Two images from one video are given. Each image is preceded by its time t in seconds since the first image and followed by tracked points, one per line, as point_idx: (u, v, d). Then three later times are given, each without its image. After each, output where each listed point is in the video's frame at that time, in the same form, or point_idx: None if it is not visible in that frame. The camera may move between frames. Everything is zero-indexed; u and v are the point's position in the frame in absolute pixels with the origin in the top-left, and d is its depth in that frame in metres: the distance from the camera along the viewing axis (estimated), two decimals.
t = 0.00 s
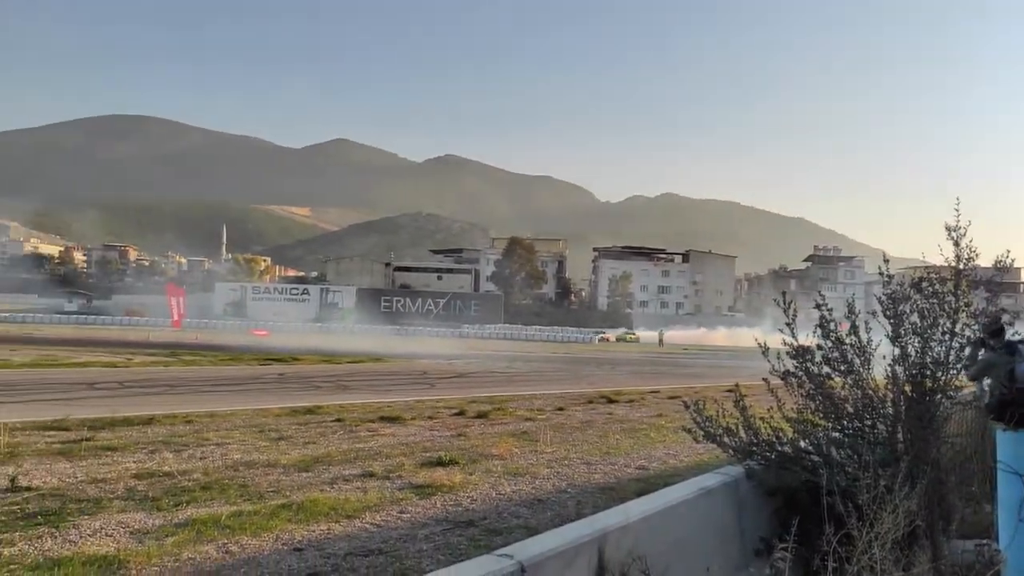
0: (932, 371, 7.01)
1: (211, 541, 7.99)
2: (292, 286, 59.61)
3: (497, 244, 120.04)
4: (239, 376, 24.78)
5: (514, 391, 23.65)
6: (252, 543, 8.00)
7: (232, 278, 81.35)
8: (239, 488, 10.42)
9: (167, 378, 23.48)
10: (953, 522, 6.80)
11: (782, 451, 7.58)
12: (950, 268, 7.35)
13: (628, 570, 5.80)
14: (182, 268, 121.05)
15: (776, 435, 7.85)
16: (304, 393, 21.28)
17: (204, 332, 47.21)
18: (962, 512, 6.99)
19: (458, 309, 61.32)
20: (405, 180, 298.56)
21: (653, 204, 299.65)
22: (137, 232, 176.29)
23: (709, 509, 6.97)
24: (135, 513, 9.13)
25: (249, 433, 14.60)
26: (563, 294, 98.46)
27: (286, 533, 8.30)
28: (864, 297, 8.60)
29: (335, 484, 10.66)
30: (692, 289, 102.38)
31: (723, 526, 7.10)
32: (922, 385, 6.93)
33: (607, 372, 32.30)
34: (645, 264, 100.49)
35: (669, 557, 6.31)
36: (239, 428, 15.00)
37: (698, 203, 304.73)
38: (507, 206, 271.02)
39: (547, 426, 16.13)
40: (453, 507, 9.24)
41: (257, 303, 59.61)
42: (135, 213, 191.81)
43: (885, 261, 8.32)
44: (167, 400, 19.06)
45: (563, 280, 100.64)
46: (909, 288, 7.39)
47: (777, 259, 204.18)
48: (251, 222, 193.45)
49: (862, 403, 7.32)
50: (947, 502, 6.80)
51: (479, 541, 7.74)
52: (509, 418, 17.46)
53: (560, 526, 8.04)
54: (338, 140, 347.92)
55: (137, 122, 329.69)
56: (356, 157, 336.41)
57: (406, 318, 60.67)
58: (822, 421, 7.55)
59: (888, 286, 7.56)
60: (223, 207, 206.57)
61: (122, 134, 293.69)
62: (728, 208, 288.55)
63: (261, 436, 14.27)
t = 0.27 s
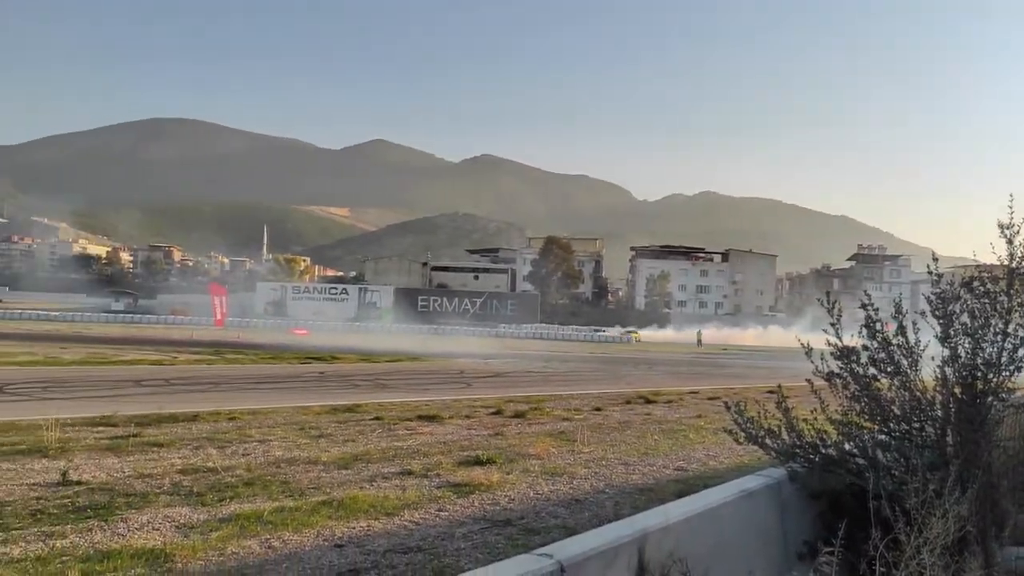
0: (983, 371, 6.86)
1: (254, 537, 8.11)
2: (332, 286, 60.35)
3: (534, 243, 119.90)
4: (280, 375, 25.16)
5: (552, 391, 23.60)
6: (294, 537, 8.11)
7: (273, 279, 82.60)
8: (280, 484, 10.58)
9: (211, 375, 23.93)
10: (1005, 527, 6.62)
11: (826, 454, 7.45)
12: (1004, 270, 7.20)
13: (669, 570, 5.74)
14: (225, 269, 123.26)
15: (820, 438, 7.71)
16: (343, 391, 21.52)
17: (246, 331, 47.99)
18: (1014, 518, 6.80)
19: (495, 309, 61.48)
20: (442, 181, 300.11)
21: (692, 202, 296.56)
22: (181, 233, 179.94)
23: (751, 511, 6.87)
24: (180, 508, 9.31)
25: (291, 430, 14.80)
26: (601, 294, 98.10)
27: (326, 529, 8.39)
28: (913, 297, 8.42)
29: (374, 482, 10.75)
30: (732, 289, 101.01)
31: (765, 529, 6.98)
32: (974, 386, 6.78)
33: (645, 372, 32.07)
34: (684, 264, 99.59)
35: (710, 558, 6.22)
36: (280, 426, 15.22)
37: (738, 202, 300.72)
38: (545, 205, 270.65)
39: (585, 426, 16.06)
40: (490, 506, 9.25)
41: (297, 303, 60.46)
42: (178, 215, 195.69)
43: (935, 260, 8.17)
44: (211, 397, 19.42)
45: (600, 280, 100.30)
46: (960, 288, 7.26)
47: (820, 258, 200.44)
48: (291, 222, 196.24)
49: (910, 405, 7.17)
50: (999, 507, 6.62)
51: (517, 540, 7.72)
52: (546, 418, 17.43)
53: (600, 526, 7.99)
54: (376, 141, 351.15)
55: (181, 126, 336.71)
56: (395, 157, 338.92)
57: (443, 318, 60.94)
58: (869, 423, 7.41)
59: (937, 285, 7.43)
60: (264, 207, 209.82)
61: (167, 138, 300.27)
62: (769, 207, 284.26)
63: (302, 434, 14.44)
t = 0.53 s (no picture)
0: None
1: (294, 532, 8.23)
2: (369, 286, 60.90)
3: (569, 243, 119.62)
4: (318, 373, 25.46)
5: (588, 391, 23.51)
6: (333, 533, 8.21)
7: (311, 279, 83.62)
8: (320, 480, 10.71)
9: (252, 374, 24.32)
10: None
11: (870, 457, 7.33)
12: None
13: (709, 572, 5.68)
14: (265, 269, 125.01)
15: (864, 440, 7.58)
16: (380, 390, 21.72)
17: (285, 330, 48.63)
18: None
19: (530, 309, 61.46)
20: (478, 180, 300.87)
21: (731, 201, 293.06)
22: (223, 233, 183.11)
23: (792, 514, 6.78)
24: (224, 503, 9.48)
25: (330, 428, 14.96)
26: (636, 294, 97.55)
27: (365, 526, 8.49)
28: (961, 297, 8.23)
29: (411, 480, 10.83)
30: (771, 289, 99.38)
31: (806, 531, 6.88)
32: None
33: (682, 373, 31.78)
34: (722, 263, 98.49)
35: (750, 559, 6.15)
36: (319, 423, 15.40)
37: (777, 200, 296.37)
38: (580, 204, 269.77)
39: (621, 427, 15.96)
40: (527, 505, 9.26)
41: (335, 302, 61.08)
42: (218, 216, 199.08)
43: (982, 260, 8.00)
44: (253, 394, 19.75)
45: (636, 280, 99.81)
46: (1010, 289, 7.10)
47: (862, 257, 196.45)
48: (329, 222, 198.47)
49: (960, 407, 7.01)
50: None
51: (554, 540, 7.71)
52: (582, 418, 17.38)
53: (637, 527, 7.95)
54: (412, 142, 354.41)
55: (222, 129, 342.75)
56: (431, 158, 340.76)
57: (480, 317, 61.04)
58: (915, 425, 7.27)
59: (986, 286, 7.27)
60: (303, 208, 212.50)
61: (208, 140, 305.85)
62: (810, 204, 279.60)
63: (341, 431, 14.58)
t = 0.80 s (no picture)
0: None
1: (337, 527, 8.33)
2: (407, 284, 61.39)
3: (607, 241, 119.09)
4: (359, 370, 25.74)
5: (626, 391, 23.38)
6: (374, 529, 8.29)
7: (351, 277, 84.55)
8: (361, 477, 10.83)
9: (293, 370, 24.70)
10: None
11: (919, 461, 7.19)
12: None
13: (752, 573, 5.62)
14: (306, 267, 126.74)
15: (914, 443, 7.42)
16: (419, 388, 21.87)
17: (326, 327, 49.23)
18: None
19: (568, 307, 61.26)
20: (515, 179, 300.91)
21: (772, 198, 288.63)
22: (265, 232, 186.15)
23: (837, 517, 6.67)
24: (268, 497, 9.65)
25: (370, 424, 15.11)
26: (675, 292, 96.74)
27: (405, 522, 8.56)
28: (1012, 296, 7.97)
29: (450, 477, 10.88)
30: (813, 288, 97.90)
31: (852, 534, 6.76)
32: None
33: (723, 373, 31.41)
34: (762, 262, 97.19)
35: (795, 562, 6.06)
36: (359, 420, 15.56)
37: (820, 198, 291.00)
38: (619, 202, 268.23)
39: (660, 427, 15.84)
40: (565, 504, 9.25)
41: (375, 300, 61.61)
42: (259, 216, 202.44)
43: None
44: (295, 391, 20.04)
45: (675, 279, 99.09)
46: None
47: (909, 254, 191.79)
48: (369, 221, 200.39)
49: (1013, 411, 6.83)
50: None
51: (594, 540, 7.69)
52: (620, 418, 17.30)
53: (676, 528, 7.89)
54: (450, 142, 356.17)
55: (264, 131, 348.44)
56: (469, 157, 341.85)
57: (517, 315, 61.02)
58: (967, 428, 7.10)
59: None
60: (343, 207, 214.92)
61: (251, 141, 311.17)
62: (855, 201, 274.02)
63: (380, 428, 14.71)
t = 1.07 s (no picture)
0: None
1: (382, 520, 8.42)
2: (449, 280, 61.87)
3: (648, 238, 118.15)
4: (401, 366, 26.02)
5: (670, 388, 23.19)
6: (418, 523, 8.36)
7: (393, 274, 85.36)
8: (405, 471, 10.94)
9: (338, 366, 25.04)
10: None
11: (973, 462, 7.01)
12: None
13: (802, 575, 5.54)
14: (349, 264, 128.24)
15: (968, 444, 7.25)
16: (461, 383, 22.00)
17: (369, 324, 49.83)
18: None
19: (609, 304, 60.94)
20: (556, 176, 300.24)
21: (819, 192, 282.62)
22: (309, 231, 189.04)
23: (889, 519, 6.53)
24: (314, 489, 9.80)
25: (413, 419, 15.26)
26: (718, 289, 95.47)
27: (449, 517, 8.61)
28: None
29: (492, 472, 10.93)
30: (861, 285, 95.71)
31: (903, 537, 6.62)
32: None
33: (768, 371, 30.92)
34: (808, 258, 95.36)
35: (846, 561, 5.97)
36: (402, 415, 15.71)
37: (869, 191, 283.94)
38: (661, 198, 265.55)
39: (703, 425, 15.70)
40: (608, 501, 9.22)
41: (417, 296, 62.10)
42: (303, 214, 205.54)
43: None
44: (339, 385, 20.33)
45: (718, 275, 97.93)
46: None
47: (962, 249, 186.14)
48: (411, 218, 201.95)
49: None
50: None
51: (638, 538, 7.65)
52: (662, 415, 17.15)
53: (720, 527, 7.82)
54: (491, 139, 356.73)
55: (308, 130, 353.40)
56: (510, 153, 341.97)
57: (558, 312, 60.95)
58: None
59: None
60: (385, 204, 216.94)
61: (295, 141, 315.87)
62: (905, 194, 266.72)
63: (424, 423, 14.81)
